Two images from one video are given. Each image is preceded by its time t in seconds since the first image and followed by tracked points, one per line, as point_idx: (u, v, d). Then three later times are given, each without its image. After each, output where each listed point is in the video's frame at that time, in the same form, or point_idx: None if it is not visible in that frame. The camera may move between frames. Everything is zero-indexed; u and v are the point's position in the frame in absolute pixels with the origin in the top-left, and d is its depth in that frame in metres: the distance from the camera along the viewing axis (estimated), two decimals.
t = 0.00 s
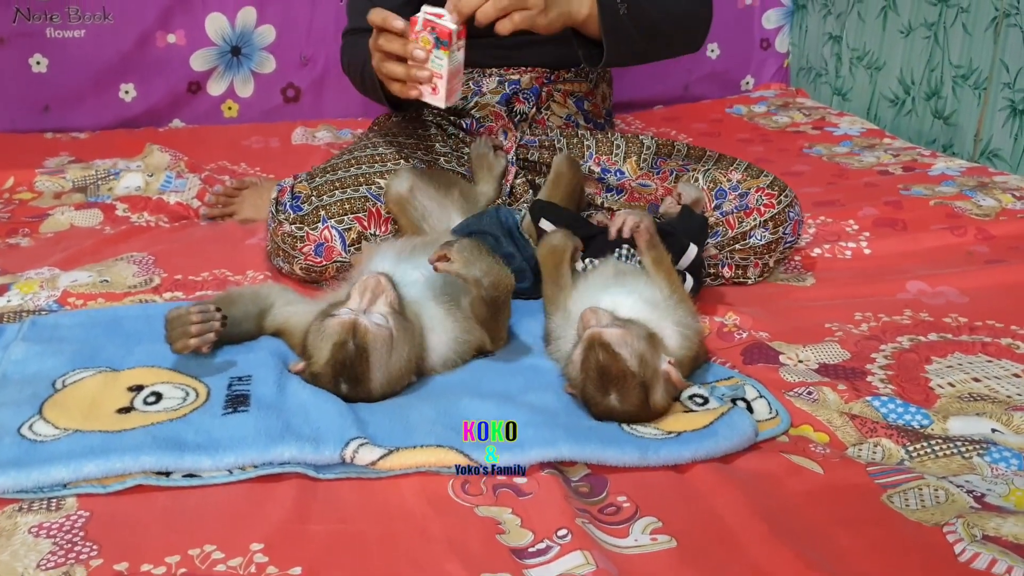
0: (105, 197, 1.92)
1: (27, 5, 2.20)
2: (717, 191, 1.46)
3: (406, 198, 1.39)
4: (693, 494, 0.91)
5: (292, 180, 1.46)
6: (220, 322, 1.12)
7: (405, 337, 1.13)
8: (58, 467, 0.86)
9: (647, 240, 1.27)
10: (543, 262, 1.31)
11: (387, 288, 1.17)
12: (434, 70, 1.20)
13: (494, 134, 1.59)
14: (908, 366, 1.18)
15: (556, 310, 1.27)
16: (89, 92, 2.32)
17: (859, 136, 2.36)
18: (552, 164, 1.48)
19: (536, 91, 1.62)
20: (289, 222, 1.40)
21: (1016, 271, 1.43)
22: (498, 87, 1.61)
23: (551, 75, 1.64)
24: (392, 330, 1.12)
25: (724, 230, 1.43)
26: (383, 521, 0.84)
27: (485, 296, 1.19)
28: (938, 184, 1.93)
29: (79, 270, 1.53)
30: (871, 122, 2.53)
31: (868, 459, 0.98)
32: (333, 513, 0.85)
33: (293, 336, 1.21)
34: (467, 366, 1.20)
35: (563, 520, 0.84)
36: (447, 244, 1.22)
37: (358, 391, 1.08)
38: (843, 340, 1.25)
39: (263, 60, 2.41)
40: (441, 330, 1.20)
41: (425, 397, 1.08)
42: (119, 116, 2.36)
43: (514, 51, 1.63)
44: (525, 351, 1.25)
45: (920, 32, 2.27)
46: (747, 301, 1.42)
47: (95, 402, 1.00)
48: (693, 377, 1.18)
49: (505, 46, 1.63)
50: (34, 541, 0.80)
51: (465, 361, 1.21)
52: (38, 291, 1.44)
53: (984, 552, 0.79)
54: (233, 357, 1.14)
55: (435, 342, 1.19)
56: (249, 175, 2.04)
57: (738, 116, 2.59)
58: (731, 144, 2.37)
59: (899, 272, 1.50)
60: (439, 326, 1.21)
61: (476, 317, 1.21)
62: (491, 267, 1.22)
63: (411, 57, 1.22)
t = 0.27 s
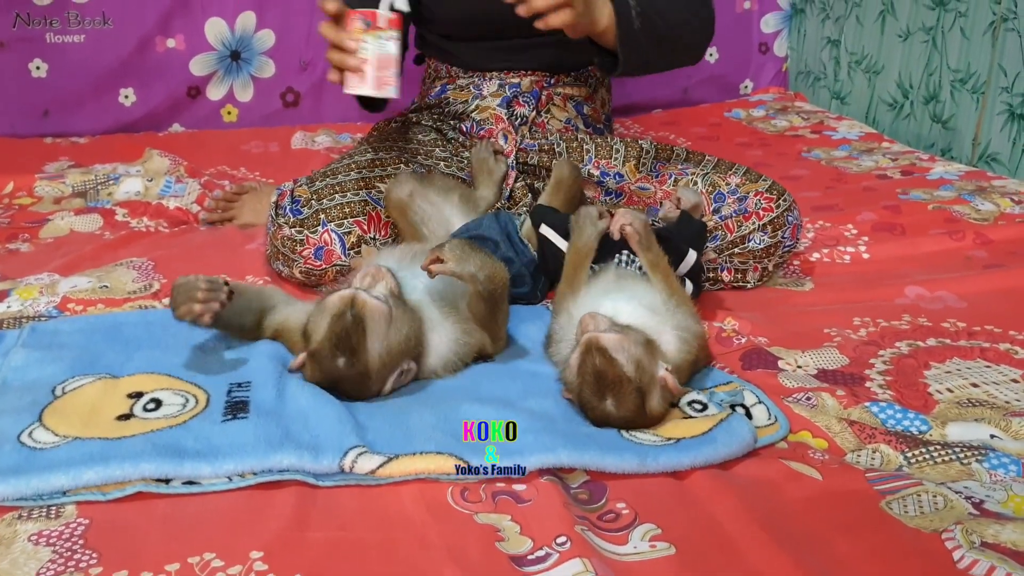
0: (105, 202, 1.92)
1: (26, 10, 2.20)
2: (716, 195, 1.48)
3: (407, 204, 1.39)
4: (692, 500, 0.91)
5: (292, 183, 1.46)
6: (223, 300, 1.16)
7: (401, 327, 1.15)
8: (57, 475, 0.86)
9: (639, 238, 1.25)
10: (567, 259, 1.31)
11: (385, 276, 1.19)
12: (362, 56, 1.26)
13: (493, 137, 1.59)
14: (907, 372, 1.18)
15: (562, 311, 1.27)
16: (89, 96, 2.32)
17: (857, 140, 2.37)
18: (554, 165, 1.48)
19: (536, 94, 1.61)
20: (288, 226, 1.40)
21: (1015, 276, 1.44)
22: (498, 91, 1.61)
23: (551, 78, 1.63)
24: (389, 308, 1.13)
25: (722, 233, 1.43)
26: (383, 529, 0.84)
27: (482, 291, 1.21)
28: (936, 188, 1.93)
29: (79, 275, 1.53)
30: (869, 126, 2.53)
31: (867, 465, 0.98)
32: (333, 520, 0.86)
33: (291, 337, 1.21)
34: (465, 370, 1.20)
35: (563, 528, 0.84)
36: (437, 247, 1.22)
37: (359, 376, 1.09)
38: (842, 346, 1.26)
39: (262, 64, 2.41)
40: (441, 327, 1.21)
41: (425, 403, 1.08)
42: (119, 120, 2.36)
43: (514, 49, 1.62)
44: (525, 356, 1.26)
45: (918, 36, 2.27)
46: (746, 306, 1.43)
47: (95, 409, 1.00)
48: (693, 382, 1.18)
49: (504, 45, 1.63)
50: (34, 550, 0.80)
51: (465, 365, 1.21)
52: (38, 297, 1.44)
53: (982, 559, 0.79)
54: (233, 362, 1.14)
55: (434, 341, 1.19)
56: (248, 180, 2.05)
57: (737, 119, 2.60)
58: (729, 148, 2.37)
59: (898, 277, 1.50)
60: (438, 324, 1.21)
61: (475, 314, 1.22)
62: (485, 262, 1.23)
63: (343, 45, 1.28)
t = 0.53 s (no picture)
0: (107, 208, 1.92)
1: (28, 16, 2.21)
2: (716, 198, 1.48)
3: (409, 209, 1.40)
4: (694, 507, 0.92)
5: (294, 189, 1.44)
6: (229, 303, 1.18)
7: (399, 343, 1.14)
8: (62, 482, 0.87)
9: (643, 246, 1.23)
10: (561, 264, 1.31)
11: (377, 294, 1.16)
12: (334, 73, 1.33)
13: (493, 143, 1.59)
14: (908, 378, 1.18)
15: (562, 317, 1.27)
16: (91, 102, 2.32)
17: (858, 145, 2.37)
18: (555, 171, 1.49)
19: (536, 101, 1.63)
20: (291, 230, 1.40)
21: (1015, 281, 1.44)
22: (497, 98, 1.63)
23: (550, 86, 1.65)
24: (381, 329, 1.12)
25: (724, 238, 1.44)
26: (386, 536, 0.85)
27: (482, 300, 1.21)
28: (937, 193, 1.93)
29: (82, 282, 1.54)
30: (870, 130, 2.54)
31: (869, 472, 0.98)
32: (336, 527, 0.86)
33: (292, 344, 1.23)
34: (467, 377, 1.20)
35: (566, 535, 0.84)
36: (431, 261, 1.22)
37: (362, 401, 1.08)
38: (843, 352, 1.26)
39: (263, 70, 2.42)
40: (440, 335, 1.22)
41: (428, 410, 1.09)
42: (120, 126, 2.37)
43: (515, 58, 1.65)
44: (527, 363, 1.26)
45: (919, 40, 2.28)
46: (747, 312, 1.43)
47: (99, 417, 1.01)
48: (695, 389, 1.18)
49: (504, 55, 1.65)
50: (39, 557, 0.80)
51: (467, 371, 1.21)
52: (41, 303, 1.44)
53: (983, 566, 0.79)
54: (236, 369, 1.14)
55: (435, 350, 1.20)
56: (250, 186, 2.05)
57: (737, 124, 2.60)
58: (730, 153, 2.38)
59: (899, 282, 1.51)
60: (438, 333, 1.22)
61: (475, 322, 1.22)
62: (482, 271, 1.24)
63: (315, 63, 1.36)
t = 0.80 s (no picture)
0: (108, 212, 1.92)
1: (28, 20, 2.21)
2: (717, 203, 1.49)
3: (409, 213, 1.39)
4: (695, 511, 0.92)
5: (296, 192, 1.46)
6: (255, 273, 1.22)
7: (395, 347, 1.15)
8: (64, 487, 0.87)
9: (647, 250, 1.24)
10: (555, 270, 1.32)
11: (361, 305, 1.18)
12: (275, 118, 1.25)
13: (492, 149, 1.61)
14: (909, 381, 1.19)
15: (561, 321, 1.27)
16: (91, 106, 2.33)
17: (858, 148, 2.37)
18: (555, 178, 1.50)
19: (535, 109, 1.63)
20: (294, 233, 1.40)
21: (1016, 284, 1.44)
22: (495, 106, 1.63)
23: (549, 93, 1.65)
24: (370, 340, 1.12)
25: (725, 242, 1.44)
26: (388, 540, 0.85)
27: (479, 300, 1.22)
28: (937, 196, 1.93)
29: (83, 286, 1.54)
30: (870, 133, 2.54)
31: (870, 475, 0.98)
32: (338, 532, 0.86)
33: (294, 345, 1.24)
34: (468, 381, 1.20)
35: (567, 539, 0.84)
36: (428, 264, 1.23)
37: (364, 412, 1.07)
38: (844, 355, 1.26)
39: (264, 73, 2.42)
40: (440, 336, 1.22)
41: (429, 414, 1.09)
42: (121, 130, 2.37)
43: (512, 67, 1.65)
44: (529, 367, 1.26)
45: (919, 43, 2.28)
46: (748, 315, 1.43)
47: (101, 422, 1.01)
48: (698, 393, 1.18)
49: (501, 64, 1.65)
50: (41, 562, 0.80)
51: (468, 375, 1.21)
52: (42, 307, 1.44)
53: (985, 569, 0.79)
54: (238, 373, 1.14)
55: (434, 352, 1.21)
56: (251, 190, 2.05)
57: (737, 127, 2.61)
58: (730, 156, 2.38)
59: (900, 286, 1.51)
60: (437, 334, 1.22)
61: (475, 324, 1.23)
62: (479, 271, 1.24)
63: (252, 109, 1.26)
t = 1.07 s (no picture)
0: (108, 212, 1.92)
1: (27, 20, 2.21)
2: (718, 204, 1.47)
3: (409, 215, 1.39)
4: (697, 510, 0.91)
5: (295, 194, 1.46)
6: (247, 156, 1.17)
7: (380, 339, 1.16)
8: (64, 487, 0.87)
9: (648, 250, 1.24)
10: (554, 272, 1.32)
11: (339, 305, 1.18)
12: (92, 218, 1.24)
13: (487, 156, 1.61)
14: (911, 380, 1.18)
15: (561, 322, 1.27)
16: (91, 106, 2.33)
17: (859, 148, 2.37)
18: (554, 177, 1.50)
19: (527, 117, 1.64)
20: (293, 236, 1.40)
21: (1017, 284, 1.44)
22: (485, 115, 1.64)
23: (542, 99, 1.64)
24: (353, 341, 1.13)
25: (727, 245, 1.43)
26: (388, 540, 0.85)
27: (479, 302, 1.22)
28: (938, 196, 1.93)
29: (83, 286, 1.54)
30: (871, 133, 2.54)
31: (872, 474, 0.98)
32: (339, 532, 0.86)
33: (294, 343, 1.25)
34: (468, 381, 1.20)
35: (569, 539, 0.84)
36: (427, 266, 1.23)
37: (360, 408, 1.08)
38: (845, 355, 1.26)
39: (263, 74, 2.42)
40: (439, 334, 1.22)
41: (430, 414, 1.09)
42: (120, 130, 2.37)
43: (505, 75, 1.64)
44: (530, 367, 1.26)
45: (919, 43, 2.28)
46: (749, 315, 1.43)
47: (101, 422, 1.00)
48: (699, 392, 1.18)
49: (492, 74, 1.64)
50: (41, 563, 0.80)
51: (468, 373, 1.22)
52: (41, 308, 1.44)
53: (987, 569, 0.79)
54: (239, 372, 1.14)
55: (433, 350, 1.21)
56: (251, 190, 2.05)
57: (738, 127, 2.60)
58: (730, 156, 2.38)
59: (901, 285, 1.51)
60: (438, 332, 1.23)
61: (474, 325, 1.23)
62: (478, 274, 1.24)
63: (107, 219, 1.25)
